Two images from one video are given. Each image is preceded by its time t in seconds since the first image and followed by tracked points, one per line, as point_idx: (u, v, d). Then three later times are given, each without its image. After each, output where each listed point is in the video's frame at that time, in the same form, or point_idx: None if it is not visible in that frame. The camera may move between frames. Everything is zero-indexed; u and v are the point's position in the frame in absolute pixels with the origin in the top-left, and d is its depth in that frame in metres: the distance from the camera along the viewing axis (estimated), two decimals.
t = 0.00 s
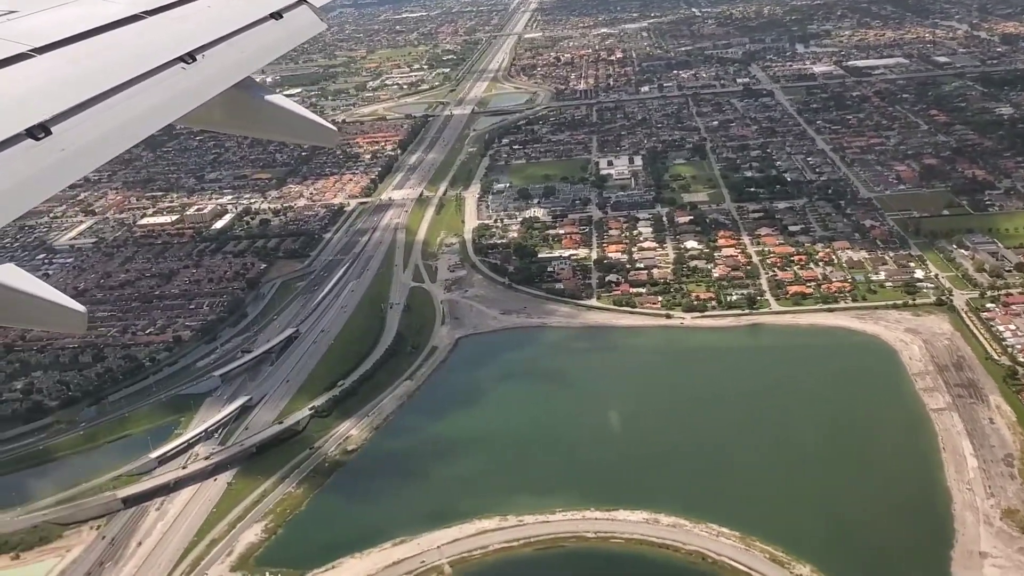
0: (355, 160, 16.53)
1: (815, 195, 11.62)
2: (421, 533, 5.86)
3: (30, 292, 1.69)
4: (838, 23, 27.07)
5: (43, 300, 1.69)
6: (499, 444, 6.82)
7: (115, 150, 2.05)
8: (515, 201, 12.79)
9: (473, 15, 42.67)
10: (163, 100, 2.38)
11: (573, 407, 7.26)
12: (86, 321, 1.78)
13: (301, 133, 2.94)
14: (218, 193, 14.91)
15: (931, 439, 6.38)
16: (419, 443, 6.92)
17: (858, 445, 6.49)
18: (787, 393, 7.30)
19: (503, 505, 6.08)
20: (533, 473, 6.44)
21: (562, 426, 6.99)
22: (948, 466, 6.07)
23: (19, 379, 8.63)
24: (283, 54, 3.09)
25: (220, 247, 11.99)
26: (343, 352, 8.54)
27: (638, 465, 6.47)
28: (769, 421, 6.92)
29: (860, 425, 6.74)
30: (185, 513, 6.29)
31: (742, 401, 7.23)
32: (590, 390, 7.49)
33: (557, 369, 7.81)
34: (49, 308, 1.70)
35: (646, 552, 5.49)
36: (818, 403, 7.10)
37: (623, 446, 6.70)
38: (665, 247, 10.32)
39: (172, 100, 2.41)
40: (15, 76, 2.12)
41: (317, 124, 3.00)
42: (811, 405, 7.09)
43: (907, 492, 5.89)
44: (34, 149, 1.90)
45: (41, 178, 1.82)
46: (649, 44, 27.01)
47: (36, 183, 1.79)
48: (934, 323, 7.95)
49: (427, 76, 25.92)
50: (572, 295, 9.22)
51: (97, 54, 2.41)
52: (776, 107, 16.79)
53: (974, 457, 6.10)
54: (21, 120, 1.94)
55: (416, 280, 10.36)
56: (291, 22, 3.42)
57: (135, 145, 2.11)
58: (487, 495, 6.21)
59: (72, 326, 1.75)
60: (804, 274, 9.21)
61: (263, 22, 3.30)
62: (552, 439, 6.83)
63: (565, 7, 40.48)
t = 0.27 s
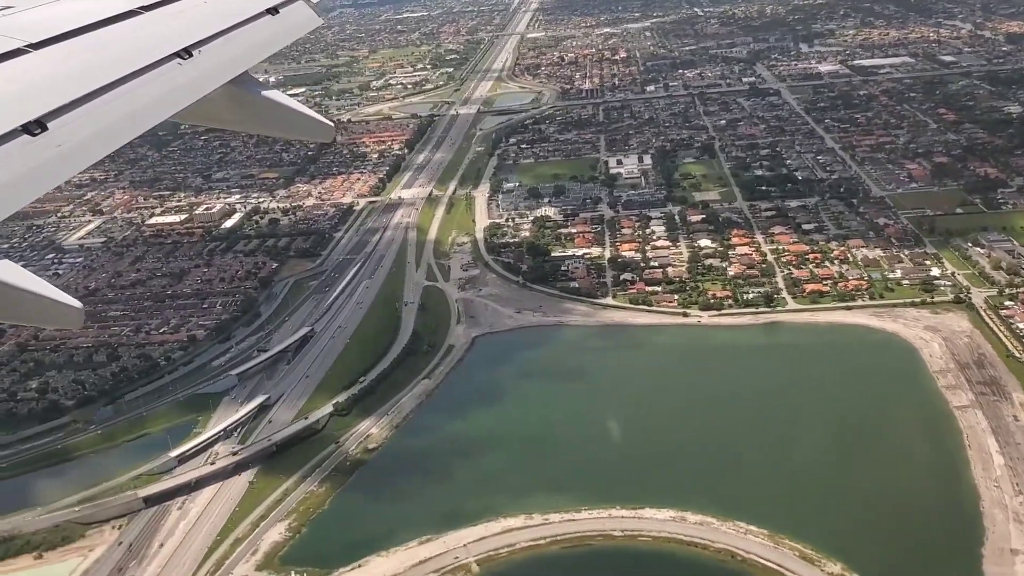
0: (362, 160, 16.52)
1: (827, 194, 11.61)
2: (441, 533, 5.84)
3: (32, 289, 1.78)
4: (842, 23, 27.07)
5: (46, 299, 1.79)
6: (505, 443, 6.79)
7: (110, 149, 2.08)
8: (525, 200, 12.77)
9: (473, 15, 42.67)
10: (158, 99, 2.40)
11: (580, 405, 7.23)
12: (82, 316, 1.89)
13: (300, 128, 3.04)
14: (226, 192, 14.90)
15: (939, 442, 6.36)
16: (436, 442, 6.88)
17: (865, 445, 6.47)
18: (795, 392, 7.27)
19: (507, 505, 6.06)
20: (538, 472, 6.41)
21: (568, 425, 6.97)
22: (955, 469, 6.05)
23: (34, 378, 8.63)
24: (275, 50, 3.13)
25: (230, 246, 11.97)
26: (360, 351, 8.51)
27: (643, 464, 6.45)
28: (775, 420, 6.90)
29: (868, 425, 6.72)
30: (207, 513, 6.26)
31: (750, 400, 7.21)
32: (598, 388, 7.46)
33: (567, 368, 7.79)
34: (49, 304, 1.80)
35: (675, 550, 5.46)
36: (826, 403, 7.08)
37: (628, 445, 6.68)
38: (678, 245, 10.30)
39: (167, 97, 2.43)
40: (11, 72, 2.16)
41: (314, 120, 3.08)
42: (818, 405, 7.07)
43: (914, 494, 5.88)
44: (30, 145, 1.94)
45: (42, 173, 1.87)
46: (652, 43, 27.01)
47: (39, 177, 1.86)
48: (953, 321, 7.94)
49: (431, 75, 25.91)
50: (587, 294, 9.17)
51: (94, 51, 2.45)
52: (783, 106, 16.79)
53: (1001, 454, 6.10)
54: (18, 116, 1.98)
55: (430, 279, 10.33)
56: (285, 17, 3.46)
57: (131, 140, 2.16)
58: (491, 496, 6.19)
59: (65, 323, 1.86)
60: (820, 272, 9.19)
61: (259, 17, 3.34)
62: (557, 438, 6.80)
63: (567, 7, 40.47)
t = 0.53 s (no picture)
0: (371, 159, 16.50)
1: (841, 191, 11.59)
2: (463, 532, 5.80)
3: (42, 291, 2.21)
4: (847, 22, 27.02)
5: (51, 294, 2.21)
6: (514, 442, 6.77)
7: (108, 136, 2.73)
8: (537, 198, 12.74)
9: (476, 15, 42.62)
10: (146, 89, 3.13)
11: (589, 405, 7.20)
12: (82, 309, 2.30)
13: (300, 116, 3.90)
14: (235, 191, 14.89)
15: (949, 443, 6.33)
16: (454, 443, 6.83)
17: (874, 445, 6.44)
18: (806, 392, 7.24)
19: (512, 504, 6.04)
20: (544, 470, 6.39)
21: (577, 424, 6.94)
22: (964, 470, 6.03)
23: (52, 378, 8.62)
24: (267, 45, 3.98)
25: (242, 245, 11.98)
26: (379, 350, 8.49)
27: (649, 462, 6.43)
28: (784, 419, 6.87)
29: (877, 425, 6.69)
30: (231, 511, 6.24)
31: (760, 400, 7.18)
32: (608, 387, 7.43)
33: (580, 367, 7.76)
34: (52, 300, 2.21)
35: (705, 548, 5.45)
36: (837, 402, 7.06)
37: (635, 444, 6.65)
38: (694, 243, 10.28)
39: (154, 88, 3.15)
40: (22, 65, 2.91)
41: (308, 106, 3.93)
42: (828, 404, 7.04)
43: (921, 494, 5.85)
44: (29, 134, 2.53)
45: (43, 165, 2.43)
46: (657, 43, 26.97)
47: (41, 168, 2.40)
48: (974, 319, 7.93)
49: (437, 75, 25.87)
50: (604, 292, 9.13)
51: (95, 46, 3.23)
52: (792, 105, 16.76)
53: None
54: (24, 106, 2.62)
55: (445, 277, 10.30)
56: (284, 9, 4.44)
57: (122, 129, 2.79)
58: (498, 495, 6.17)
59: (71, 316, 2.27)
60: (838, 269, 9.18)
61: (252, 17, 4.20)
62: (564, 437, 6.78)
63: (570, 7, 40.43)
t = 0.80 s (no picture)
0: (382, 161, 16.52)
1: (858, 192, 11.56)
2: (482, 535, 5.78)
3: (38, 282, 1.97)
4: (855, 23, 26.98)
5: (47, 288, 1.97)
6: (529, 443, 6.76)
7: (114, 137, 2.19)
8: (552, 199, 12.71)
9: (482, 18, 42.67)
10: (156, 84, 2.56)
11: (601, 404, 7.20)
12: (87, 307, 2.07)
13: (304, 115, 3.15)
14: (249, 193, 14.93)
15: (964, 444, 6.31)
16: (473, 445, 6.81)
17: (888, 445, 6.42)
18: (812, 392, 7.23)
19: (526, 506, 6.03)
20: (557, 471, 6.39)
21: (590, 424, 6.92)
22: (980, 471, 6.00)
23: (72, 378, 8.61)
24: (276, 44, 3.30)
25: (258, 247, 12.00)
26: (399, 350, 8.48)
27: (662, 461, 6.42)
28: (797, 419, 6.86)
29: (881, 425, 6.68)
30: (259, 512, 6.22)
31: (773, 400, 7.16)
32: (621, 387, 7.42)
33: (605, 367, 7.74)
34: (50, 295, 1.98)
35: (739, 548, 5.41)
36: (850, 402, 7.04)
37: (649, 444, 6.64)
38: (712, 243, 10.26)
39: (164, 84, 2.60)
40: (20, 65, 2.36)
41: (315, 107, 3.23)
42: (832, 404, 7.03)
43: (938, 495, 5.83)
44: (30, 133, 2.04)
45: (43, 165, 1.94)
46: (665, 44, 26.98)
47: (41, 168, 1.92)
48: (999, 319, 7.90)
49: (445, 78, 25.91)
50: (624, 292, 9.11)
51: (101, 44, 2.67)
52: (804, 106, 16.74)
53: None
54: (19, 109, 2.10)
55: (462, 277, 10.28)
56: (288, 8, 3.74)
57: (132, 129, 2.27)
58: (512, 496, 6.16)
59: (71, 314, 2.02)
60: (859, 270, 9.15)
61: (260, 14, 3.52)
62: (577, 438, 6.77)
63: (576, 9, 40.48)
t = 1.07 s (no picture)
0: (391, 163, 16.51)
1: (871, 193, 11.54)
2: (504, 536, 5.75)
3: (32, 284, 1.85)
4: (860, 25, 26.97)
5: (46, 291, 1.85)
6: (543, 444, 6.73)
7: (114, 141, 2.36)
8: (564, 200, 12.68)
9: (484, 20, 42.68)
10: (153, 90, 2.74)
11: (613, 405, 7.17)
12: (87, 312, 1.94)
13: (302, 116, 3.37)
14: (258, 195, 14.93)
15: (976, 445, 6.34)
16: (489, 447, 6.77)
17: (900, 445, 6.43)
18: (817, 391, 7.25)
19: (545, 507, 6.01)
20: (573, 472, 6.36)
21: (603, 425, 6.90)
22: (993, 472, 6.04)
23: (88, 379, 8.60)
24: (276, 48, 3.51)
25: (270, 248, 12.00)
26: (417, 351, 8.46)
27: (677, 462, 6.40)
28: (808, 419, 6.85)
29: (886, 425, 6.70)
30: (283, 513, 6.20)
31: (782, 399, 7.16)
32: (632, 388, 7.40)
33: (629, 368, 7.71)
34: (47, 298, 1.85)
35: (769, 549, 5.39)
36: (861, 402, 7.04)
37: (663, 444, 6.62)
38: (728, 244, 10.24)
39: (161, 90, 2.77)
40: (25, 69, 2.54)
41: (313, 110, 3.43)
42: (837, 404, 7.05)
43: (955, 496, 5.84)
44: (33, 135, 2.20)
45: (44, 167, 2.10)
46: (670, 47, 26.96)
47: (42, 170, 2.08)
48: (1020, 320, 7.89)
49: (450, 80, 25.89)
50: (642, 293, 9.09)
51: (101, 50, 2.87)
52: (813, 108, 16.72)
53: None
54: (22, 110, 2.27)
55: (477, 278, 10.25)
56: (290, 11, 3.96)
57: (132, 130, 2.45)
58: (529, 498, 6.13)
59: (70, 319, 1.90)
60: (876, 270, 9.14)
61: (261, 19, 3.75)
62: (591, 438, 6.74)
63: (579, 12, 40.50)
